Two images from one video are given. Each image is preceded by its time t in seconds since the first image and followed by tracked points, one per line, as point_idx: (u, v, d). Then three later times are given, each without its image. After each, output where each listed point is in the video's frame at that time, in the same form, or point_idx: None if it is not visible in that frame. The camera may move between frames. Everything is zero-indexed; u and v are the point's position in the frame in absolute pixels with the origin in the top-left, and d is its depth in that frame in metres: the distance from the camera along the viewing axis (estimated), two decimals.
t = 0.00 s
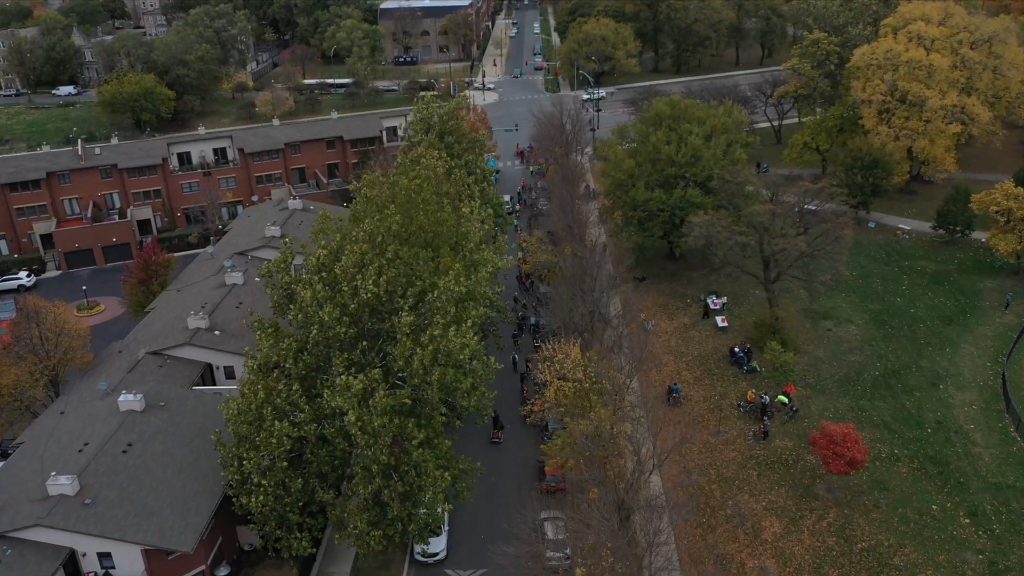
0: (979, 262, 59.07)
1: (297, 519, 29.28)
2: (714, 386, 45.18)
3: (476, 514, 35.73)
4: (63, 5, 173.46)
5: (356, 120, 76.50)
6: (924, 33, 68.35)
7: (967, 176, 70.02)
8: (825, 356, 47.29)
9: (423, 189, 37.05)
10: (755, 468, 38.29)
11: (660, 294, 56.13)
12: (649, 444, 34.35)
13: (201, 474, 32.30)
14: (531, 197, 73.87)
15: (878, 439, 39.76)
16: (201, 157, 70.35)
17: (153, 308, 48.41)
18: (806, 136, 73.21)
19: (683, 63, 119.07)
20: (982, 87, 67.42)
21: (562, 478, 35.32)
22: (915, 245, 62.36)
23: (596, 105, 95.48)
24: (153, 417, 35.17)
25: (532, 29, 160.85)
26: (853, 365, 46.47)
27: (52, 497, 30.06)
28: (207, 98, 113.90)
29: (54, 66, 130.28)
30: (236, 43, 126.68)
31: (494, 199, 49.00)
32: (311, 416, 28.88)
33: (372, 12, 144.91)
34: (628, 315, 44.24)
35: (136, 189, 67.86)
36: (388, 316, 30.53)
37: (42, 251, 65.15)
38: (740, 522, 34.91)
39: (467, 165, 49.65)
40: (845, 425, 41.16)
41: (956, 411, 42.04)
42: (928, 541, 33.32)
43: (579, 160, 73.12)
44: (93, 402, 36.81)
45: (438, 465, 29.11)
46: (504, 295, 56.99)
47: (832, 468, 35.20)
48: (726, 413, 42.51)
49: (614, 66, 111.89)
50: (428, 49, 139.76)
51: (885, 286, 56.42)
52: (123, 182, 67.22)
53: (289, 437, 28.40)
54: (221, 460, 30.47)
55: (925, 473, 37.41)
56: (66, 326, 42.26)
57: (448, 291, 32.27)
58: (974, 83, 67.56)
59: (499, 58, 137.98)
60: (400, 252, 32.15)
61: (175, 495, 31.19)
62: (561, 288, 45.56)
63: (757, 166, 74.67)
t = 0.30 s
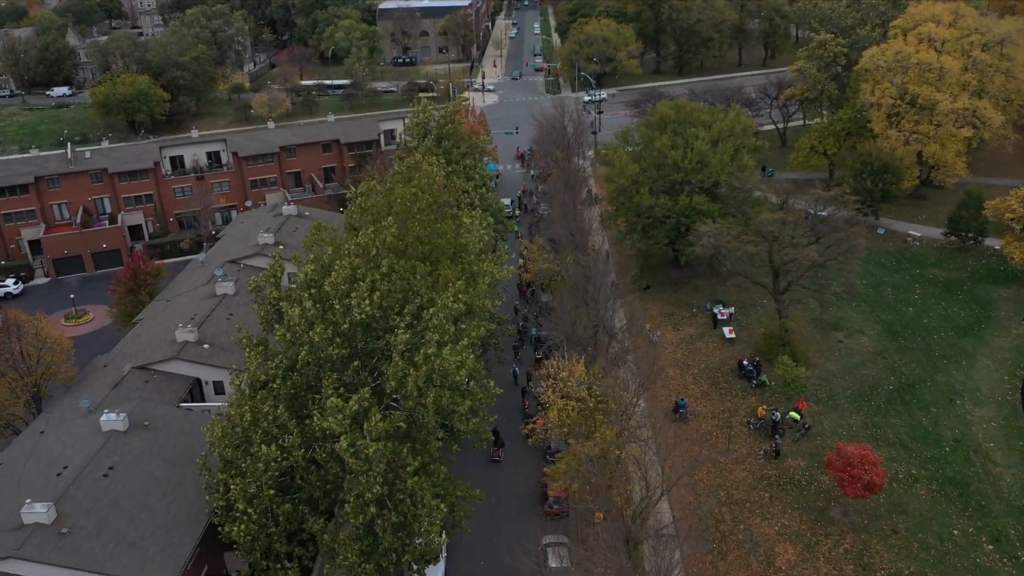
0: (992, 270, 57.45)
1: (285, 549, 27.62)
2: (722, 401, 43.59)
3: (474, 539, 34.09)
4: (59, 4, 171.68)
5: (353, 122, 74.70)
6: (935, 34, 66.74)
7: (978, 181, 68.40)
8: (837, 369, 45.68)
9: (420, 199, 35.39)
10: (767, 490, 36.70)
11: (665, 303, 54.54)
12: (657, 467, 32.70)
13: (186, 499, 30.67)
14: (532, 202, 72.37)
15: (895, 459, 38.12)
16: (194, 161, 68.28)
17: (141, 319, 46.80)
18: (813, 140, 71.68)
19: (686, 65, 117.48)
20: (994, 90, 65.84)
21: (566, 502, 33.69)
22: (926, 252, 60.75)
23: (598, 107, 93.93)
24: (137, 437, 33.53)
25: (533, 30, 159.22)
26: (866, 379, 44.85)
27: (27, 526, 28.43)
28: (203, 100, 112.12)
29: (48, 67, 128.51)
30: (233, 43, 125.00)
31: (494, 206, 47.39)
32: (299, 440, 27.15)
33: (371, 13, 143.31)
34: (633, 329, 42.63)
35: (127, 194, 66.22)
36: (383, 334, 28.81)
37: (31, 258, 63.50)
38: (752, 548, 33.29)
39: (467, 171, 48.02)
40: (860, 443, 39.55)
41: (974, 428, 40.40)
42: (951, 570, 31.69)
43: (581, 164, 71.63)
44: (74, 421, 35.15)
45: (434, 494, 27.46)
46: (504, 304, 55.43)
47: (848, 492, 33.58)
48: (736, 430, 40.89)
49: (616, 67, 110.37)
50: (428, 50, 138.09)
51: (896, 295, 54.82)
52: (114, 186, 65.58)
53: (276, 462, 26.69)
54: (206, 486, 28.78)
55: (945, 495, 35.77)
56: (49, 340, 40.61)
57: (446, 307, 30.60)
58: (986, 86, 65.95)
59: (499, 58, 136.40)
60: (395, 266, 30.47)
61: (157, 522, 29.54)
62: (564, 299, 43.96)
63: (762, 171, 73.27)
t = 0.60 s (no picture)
0: (1008, 278, 55.76)
1: None
2: (732, 417, 41.93)
3: (473, 566, 32.33)
4: (54, 3, 169.67)
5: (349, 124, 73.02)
6: (947, 35, 65.06)
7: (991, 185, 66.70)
8: (851, 384, 43.99)
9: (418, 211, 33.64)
10: (781, 513, 35.01)
11: (671, 312, 52.86)
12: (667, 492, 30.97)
13: (169, 528, 28.97)
14: (533, 206, 70.79)
15: (914, 480, 36.44)
16: (186, 164, 67.12)
17: (128, 330, 45.04)
18: (821, 143, 70.13)
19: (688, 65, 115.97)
20: (1007, 92, 64.15)
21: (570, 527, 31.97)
22: (938, 259, 59.01)
23: (599, 108, 92.37)
24: (118, 460, 31.84)
25: (533, 30, 157.46)
26: (880, 393, 43.17)
27: None
28: (198, 101, 110.19)
29: (41, 66, 126.56)
30: (230, 43, 122.99)
31: (495, 213, 45.68)
32: (287, 468, 25.27)
33: (369, 12, 141.51)
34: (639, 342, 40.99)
35: (117, 198, 64.45)
36: (377, 354, 26.98)
37: (17, 264, 61.74)
38: None
39: (466, 176, 46.30)
40: (877, 463, 37.86)
41: (996, 447, 38.74)
42: None
43: (582, 168, 70.05)
44: (53, 442, 33.46)
45: (431, 526, 25.60)
46: (504, 313, 53.77)
47: (867, 517, 31.93)
48: (746, 449, 39.23)
49: (617, 68, 108.65)
50: (427, 50, 136.30)
51: (909, 304, 53.13)
52: (103, 190, 63.81)
53: (262, 492, 24.83)
54: (188, 515, 26.99)
55: (968, 520, 34.11)
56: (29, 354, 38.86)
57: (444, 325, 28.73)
58: (999, 88, 64.27)
59: (499, 58, 134.69)
60: (389, 282, 28.66)
61: (137, 553, 27.85)
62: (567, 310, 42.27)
63: (768, 174, 71.84)
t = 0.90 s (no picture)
0: None
1: None
2: (743, 430, 40.23)
3: None
4: None
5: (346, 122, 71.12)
6: (961, 31, 63.14)
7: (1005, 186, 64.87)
8: (867, 395, 42.23)
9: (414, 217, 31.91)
10: (797, 535, 33.31)
11: (677, 319, 51.14)
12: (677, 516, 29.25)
13: (149, 557, 27.26)
14: (534, 207, 69.10)
15: (936, 499, 34.74)
16: (178, 163, 65.29)
17: (114, 338, 43.30)
18: (830, 143, 68.76)
19: (691, 60, 113.85)
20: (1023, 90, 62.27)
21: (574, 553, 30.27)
22: (953, 263, 57.17)
23: (601, 106, 90.55)
24: (98, 482, 30.13)
25: (534, 25, 155.24)
26: (897, 406, 41.44)
27: None
28: (193, 97, 108.08)
29: (34, 62, 124.53)
30: (226, 38, 120.60)
31: (495, 217, 43.92)
32: (274, 497, 23.49)
33: (367, 7, 139.44)
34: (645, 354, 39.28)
35: (107, 198, 62.57)
36: (370, 374, 25.18)
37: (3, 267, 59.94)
38: None
39: (466, 178, 44.48)
40: (896, 480, 36.16)
41: (1020, 463, 37.03)
42: None
43: (585, 167, 68.50)
44: (30, 461, 31.76)
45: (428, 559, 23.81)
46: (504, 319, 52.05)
47: (889, 542, 30.24)
48: (758, 465, 37.54)
49: (620, 64, 106.63)
50: (426, 45, 134.25)
51: (924, 310, 51.34)
52: (92, 191, 61.95)
53: (246, 524, 23.06)
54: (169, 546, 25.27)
55: (994, 543, 32.43)
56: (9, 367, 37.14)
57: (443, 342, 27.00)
58: (1015, 86, 62.39)
59: (499, 54, 132.64)
60: (383, 295, 26.92)
61: None
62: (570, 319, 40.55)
63: (776, 174, 70.52)
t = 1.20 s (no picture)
0: None
1: None
2: (755, 440, 38.54)
3: None
4: None
5: (342, 114, 69.13)
6: (978, 21, 61.02)
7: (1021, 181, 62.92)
8: (884, 403, 40.52)
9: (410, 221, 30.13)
10: (814, 555, 31.67)
11: (685, 321, 49.50)
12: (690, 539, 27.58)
13: None
14: (536, 202, 67.42)
15: (961, 516, 33.04)
16: (169, 157, 63.43)
17: (99, 343, 41.63)
18: (840, 136, 67.12)
19: (695, 50, 111.58)
20: None
21: None
22: (968, 261, 55.36)
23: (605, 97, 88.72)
24: (76, 502, 28.41)
25: (535, 13, 152.63)
26: (916, 414, 39.73)
27: None
28: (188, 87, 106.03)
29: (27, 50, 122.24)
30: (221, 26, 118.38)
31: (496, 216, 42.11)
32: (259, 527, 21.86)
33: None
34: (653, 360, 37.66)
35: (96, 193, 60.68)
36: (362, 395, 23.51)
37: None
38: None
39: (465, 175, 42.65)
40: (917, 495, 34.45)
41: None
42: None
43: (587, 161, 66.76)
44: (6, 478, 30.04)
45: None
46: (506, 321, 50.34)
47: (914, 566, 28.55)
48: (773, 478, 35.86)
49: (623, 53, 104.43)
50: (425, 34, 131.88)
51: (940, 311, 49.55)
52: (81, 185, 60.06)
53: (229, 557, 21.44)
54: None
55: None
56: None
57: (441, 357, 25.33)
58: None
59: (499, 43, 130.28)
60: (377, 307, 25.23)
61: None
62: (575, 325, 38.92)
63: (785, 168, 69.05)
